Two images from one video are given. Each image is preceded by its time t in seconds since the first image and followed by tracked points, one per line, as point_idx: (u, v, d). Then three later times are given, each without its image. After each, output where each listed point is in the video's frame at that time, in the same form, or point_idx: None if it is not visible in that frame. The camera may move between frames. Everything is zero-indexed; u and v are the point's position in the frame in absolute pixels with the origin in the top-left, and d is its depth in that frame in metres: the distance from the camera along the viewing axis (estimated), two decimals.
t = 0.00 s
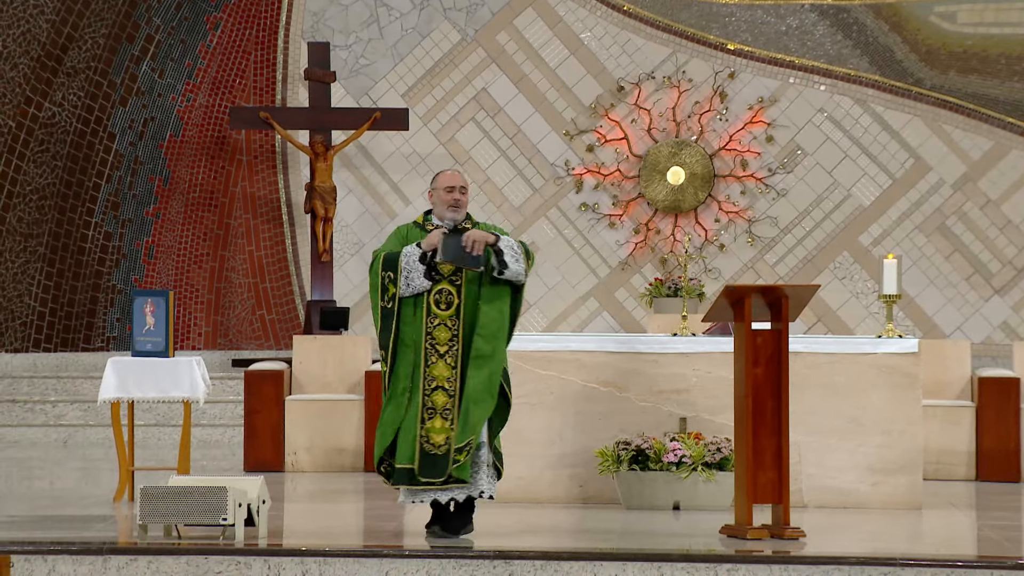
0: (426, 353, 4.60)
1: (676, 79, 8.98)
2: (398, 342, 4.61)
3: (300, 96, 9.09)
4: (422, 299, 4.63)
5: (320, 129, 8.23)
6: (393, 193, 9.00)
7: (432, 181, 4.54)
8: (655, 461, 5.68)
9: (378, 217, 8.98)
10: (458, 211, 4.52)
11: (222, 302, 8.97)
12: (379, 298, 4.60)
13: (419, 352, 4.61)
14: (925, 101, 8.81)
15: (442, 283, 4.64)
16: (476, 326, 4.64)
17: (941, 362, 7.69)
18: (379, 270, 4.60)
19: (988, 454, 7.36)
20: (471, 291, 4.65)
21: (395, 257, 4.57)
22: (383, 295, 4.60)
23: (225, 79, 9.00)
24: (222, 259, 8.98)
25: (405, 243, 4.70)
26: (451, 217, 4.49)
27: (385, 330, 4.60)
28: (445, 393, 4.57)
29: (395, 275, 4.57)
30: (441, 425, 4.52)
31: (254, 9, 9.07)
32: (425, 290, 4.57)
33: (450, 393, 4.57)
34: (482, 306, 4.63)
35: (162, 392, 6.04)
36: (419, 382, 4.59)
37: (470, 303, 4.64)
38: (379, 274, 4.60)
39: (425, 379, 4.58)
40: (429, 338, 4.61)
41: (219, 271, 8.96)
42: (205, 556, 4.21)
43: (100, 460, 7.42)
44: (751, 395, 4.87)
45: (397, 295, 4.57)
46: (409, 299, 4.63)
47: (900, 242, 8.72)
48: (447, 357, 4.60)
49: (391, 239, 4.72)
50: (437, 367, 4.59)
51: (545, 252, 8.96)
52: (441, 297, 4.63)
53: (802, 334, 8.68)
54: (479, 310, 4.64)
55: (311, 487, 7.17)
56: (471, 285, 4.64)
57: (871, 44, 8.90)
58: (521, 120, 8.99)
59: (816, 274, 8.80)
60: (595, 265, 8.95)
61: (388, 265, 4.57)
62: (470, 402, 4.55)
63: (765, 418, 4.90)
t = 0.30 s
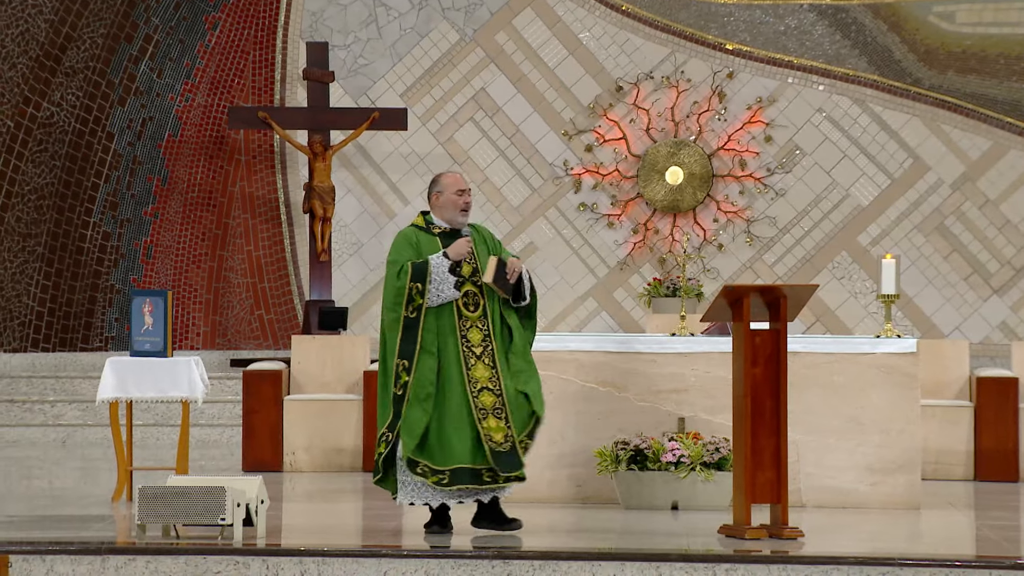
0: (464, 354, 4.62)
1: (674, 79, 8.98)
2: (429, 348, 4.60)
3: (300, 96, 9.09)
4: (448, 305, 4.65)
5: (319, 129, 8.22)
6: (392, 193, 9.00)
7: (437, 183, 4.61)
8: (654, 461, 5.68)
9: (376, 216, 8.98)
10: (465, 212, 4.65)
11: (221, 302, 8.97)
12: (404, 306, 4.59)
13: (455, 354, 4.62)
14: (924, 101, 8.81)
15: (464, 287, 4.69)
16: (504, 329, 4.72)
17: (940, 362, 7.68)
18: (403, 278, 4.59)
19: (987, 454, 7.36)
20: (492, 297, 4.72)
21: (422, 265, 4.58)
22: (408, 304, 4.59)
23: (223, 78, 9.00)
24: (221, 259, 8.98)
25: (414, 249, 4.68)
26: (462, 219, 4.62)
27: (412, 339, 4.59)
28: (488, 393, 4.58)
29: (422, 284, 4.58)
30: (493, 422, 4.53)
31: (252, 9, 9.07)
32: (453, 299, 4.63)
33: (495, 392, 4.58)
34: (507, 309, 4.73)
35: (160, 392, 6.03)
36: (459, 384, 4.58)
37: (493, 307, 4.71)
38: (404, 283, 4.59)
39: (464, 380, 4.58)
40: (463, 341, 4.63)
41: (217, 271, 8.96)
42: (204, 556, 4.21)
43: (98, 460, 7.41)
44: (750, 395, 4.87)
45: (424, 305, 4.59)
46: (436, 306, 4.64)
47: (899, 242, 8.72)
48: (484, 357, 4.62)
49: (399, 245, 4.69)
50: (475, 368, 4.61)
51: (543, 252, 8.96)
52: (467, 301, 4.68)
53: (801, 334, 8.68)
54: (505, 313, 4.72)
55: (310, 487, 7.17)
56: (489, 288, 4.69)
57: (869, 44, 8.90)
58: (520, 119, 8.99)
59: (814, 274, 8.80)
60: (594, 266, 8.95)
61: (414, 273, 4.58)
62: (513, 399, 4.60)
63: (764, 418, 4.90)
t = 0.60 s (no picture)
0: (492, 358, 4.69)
1: (667, 80, 8.98)
2: (460, 349, 4.66)
3: (292, 96, 9.09)
4: (478, 308, 4.71)
5: (311, 130, 8.22)
6: (384, 193, 9.00)
7: (455, 188, 4.72)
8: (646, 461, 5.68)
9: (369, 217, 8.99)
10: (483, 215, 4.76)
11: (213, 303, 8.96)
12: (438, 308, 4.63)
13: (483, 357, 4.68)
14: (916, 101, 8.81)
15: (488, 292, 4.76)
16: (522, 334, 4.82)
17: (932, 363, 7.69)
18: (439, 279, 4.62)
19: (978, 454, 7.38)
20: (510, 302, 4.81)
21: (457, 267, 4.62)
22: (442, 306, 4.63)
23: (216, 78, 8.98)
24: (212, 259, 8.97)
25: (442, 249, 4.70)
26: (480, 222, 4.74)
27: (444, 340, 4.64)
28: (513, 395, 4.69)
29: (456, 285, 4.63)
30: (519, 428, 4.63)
31: (245, 9, 9.07)
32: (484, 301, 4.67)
33: (519, 399, 4.68)
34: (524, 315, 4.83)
35: (152, 392, 6.04)
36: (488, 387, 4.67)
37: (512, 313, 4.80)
38: (440, 284, 4.62)
39: (492, 382, 4.66)
40: (493, 344, 4.70)
41: (209, 272, 8.95)
42: (196, 557, 4.21)
43: (90, 461, 7.41)
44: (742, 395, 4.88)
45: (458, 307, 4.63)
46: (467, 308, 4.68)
47: (891, 243, 8.73)
48: (510, 362, 4.71)
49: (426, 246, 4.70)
50: (503, 370, 4.70)
51: (536, 253, 8.96)
52: (493, 303, 4.74)
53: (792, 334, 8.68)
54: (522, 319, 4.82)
55: (302, 488, 7.17)
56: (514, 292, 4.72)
57: (861, 44, 8.90)
58: (512, 120, 8.99)
59: (806, 274, 8.81)
60: (586, 266, 8.95)
61: (451, 274, 4.62)
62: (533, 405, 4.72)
63: (756, 418, 4.91)
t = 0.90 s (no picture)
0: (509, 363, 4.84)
1: (645, 80, 8.99)
2: (487, 356, 4.78)
3: (270, 95, 9.09)
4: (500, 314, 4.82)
5: (290, 129, 8.21)
6: (363, 193, 9.00)
7: (471, 192, 4.83)
8: (624, 461, 5.69)
9: (347, 217, 8.99)
10: (496, 219, 4.88)
11: (191, 303, 8.94)
12: (472, 315, 4.71)
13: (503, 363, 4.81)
14: (894, 101, 8.84)
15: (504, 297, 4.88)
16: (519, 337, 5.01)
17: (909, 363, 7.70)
18: (475, 288, 4.70)
19: (956, 454, 7.40)
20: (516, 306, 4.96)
21: (491, 275, 4.72)
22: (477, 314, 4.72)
23: (194, 78, 8.97)
24: (191, 259, 8.95)
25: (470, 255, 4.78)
26: (495, 226, 4.85)
27: (476, 347, 4.74)
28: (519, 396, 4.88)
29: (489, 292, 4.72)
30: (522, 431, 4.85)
31: (223, 9, 9.05)
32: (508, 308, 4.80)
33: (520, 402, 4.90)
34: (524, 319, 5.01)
35: (129, 393, 6.02)
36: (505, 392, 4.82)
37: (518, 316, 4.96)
38: (476, 292, 4.71)
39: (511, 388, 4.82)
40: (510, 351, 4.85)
41: (187, 272, 8.93)
42: (173, 558, 4.20)
43: (67, 461, 7.39)
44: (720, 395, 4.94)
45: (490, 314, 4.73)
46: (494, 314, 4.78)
47: (868, 243, 8.75)
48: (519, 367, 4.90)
49: (456, 251, 4.76)
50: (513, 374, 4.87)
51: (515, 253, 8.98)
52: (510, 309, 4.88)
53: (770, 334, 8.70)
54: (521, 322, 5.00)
55: (281, 488, 7.16)
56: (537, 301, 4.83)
57: (839, 45, 8.92)
58: (491, 120, 9.00)
59: (784, 274, 8.83)
60: (565, 266, 8.97)
61: (486, 283, 4.71)
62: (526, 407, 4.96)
63: (734, 418, 4.96)
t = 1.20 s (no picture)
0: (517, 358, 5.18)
1: (619, 80, 9.00)
2: (501, 351, 5.12)
3: (244, 96, 9.06)
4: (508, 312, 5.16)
5: (263, 130, 8.19)
6: (337, 193, 8.99)
7: (478, 192, 5.17)
8: (598, 461, 5.69)
9: (321, 217, 8.97)
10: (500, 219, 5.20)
11: (164, 303, 8.93)
12: (486, 314, 5.03)
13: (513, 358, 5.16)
14: (866, 102, 8.87)
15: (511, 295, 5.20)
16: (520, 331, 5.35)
17: (882, 363, 7.73)
18: (487, 287, 5.02)
19: (929, 453, 7.43)
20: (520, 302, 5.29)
21: (501, 273, 5.03)
22: (491, 312, 5.05)
23: (167, 78, 8.95)
24: (163, 259, 8.94)
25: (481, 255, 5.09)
26: (500, 224, 5.20)
27: (490, 345, 5.07)
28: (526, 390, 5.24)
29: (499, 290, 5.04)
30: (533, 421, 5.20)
31: (196, 8, 9.04)
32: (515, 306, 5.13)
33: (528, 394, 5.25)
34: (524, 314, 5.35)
35: (101, 394, 5.99)
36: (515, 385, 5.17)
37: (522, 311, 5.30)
38: (489, 292, 5.03)
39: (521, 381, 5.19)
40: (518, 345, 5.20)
41: (160, 272, 8.92)
42: (145, 558, 4.31)
43: (40, 462, 7.37)
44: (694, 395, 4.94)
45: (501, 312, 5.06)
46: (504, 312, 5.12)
47: (841, 244, 8.78)
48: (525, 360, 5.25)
49: (465, 252, 5.06)
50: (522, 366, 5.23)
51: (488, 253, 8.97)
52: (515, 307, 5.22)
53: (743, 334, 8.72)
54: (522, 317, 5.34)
55: (254, 488, 7.16)
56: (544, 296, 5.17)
57: (812, 46, 8.95)
58: (465, 120, 9.01)
59: (757, 274, 8.85)
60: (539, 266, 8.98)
61: (497, 281, 5.02)
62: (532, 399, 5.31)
63: (708, 418, 4.96)
